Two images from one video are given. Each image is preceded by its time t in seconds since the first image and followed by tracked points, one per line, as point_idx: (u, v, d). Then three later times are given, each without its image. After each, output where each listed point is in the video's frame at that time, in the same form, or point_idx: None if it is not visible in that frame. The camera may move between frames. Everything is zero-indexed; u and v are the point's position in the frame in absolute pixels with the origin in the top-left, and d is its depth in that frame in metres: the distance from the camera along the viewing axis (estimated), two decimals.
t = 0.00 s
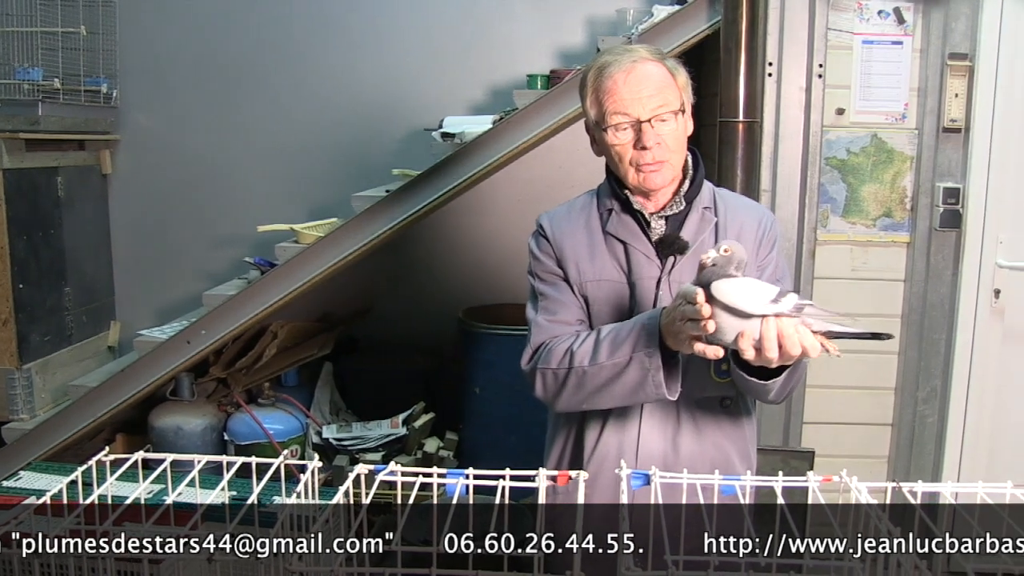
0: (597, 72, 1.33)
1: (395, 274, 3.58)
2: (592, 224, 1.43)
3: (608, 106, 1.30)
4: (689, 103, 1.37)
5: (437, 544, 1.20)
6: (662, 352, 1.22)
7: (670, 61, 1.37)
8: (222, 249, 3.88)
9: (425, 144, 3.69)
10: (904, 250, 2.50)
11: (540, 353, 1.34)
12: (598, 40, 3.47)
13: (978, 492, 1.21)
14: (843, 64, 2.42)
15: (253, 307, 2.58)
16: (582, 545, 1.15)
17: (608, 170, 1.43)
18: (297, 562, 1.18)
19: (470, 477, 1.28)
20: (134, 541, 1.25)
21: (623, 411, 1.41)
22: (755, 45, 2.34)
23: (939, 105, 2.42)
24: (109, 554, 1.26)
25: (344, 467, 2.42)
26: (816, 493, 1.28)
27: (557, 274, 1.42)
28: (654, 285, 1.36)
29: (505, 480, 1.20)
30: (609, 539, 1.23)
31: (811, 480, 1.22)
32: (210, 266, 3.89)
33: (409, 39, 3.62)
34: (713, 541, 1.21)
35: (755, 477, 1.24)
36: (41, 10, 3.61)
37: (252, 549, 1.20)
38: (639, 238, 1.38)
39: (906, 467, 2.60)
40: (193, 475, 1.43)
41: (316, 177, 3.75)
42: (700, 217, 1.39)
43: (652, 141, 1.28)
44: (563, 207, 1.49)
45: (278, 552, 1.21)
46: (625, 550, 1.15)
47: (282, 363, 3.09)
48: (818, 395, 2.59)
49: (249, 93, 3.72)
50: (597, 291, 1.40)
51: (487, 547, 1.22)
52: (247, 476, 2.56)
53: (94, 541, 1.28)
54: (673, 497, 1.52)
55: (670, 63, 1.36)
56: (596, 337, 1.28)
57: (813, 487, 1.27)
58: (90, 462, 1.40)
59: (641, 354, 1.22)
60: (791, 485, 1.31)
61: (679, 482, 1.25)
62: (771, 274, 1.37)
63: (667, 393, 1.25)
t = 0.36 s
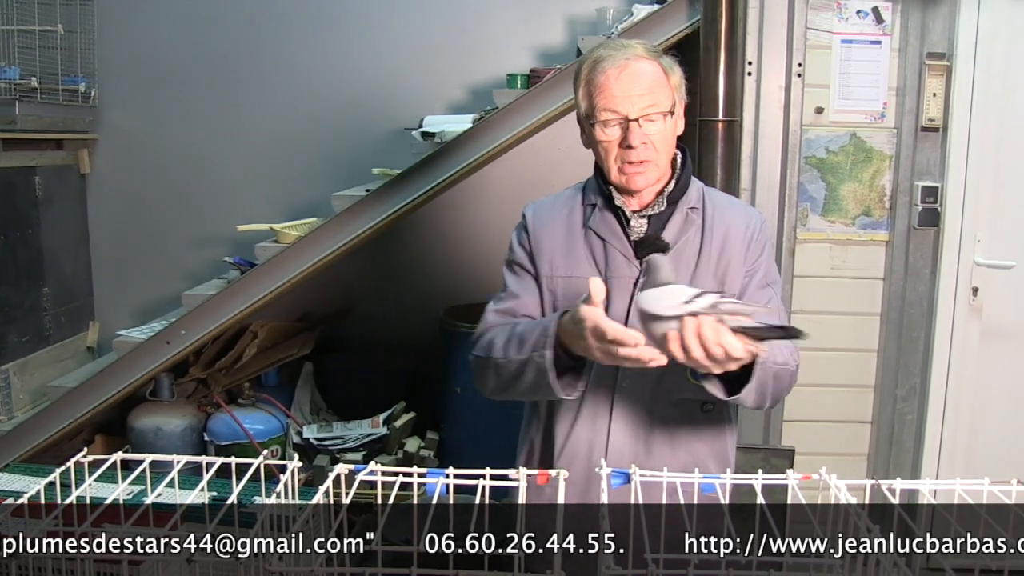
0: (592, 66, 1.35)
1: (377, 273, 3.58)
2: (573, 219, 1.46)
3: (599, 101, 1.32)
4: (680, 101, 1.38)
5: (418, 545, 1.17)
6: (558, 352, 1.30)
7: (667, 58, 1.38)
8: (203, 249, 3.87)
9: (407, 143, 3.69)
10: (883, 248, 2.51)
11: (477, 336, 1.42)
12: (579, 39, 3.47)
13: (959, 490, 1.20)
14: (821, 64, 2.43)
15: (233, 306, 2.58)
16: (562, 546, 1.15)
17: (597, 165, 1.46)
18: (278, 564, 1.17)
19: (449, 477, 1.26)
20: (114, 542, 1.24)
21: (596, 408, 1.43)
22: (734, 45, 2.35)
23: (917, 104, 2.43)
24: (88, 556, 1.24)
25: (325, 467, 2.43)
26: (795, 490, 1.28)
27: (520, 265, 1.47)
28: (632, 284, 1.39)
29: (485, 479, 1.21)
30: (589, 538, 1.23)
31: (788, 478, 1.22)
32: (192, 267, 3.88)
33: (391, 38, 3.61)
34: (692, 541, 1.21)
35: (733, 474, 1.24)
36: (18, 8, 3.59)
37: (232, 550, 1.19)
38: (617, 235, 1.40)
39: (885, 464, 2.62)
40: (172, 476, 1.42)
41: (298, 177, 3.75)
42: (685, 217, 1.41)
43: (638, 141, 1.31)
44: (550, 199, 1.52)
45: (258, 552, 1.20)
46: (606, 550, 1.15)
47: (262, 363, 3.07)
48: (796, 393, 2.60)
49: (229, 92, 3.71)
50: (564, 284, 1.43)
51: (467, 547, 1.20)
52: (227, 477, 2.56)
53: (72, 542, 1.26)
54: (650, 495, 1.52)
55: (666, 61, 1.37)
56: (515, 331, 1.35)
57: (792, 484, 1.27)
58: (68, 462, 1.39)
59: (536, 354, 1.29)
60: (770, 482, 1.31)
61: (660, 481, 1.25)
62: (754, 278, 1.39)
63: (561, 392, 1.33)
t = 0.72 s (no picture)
0: (572, 55, 1.39)
1: (365, 274, 3.57)
2: (537, 217, 1.50)
3: (576, 88, 1.36)
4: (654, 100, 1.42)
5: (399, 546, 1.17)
6: (512, 369, 1.34)
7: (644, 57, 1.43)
8: (189, 250, 3.86)
9: (394, 143, 3.69)
10: (868, 247, 2.52)
11: (421, 325, 1.49)
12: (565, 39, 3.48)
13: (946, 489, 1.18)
14: (806, 63, 2.44)
15: (219, 306, 2.58)
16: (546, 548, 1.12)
17: (566, 164, 1.51)
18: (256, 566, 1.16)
19: (437, 477, 1.25)
20: (96, 542, 1.24)
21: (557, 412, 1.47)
22: (719, 45, 2.35)
23: (902, 104, 2.44)
24: (70, 555, 1.24)
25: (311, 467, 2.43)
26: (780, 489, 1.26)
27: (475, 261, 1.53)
28: (597, 285, 1.43)
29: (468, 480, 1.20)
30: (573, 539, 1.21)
31: (773, 477, 1.20)
32: (179, 267, 3.88)
33: (378, 37, 3.61)
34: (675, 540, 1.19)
35: (719, 473, 1.22)
36: (3, 8, 3.58)
37: (213, 550, 1.19)
38: (582, 236, 1.44)
39: (871, 462, 2.63)
40: (157, 476, 1.41)
41: (285, 177, 3.75)
42: (651, 218, 1.45)
43: (611, 130, 1.35)
44: (517, 194, 1.56)
45: (241, 552, 1.19)
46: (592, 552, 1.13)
47: (248, 364, 3.16)
48: (781, 392, 2.61)
49: (215, 92, 3.71)
50: (525, 283, 1.46)
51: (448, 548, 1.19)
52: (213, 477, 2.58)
53: (54, 541, 1.26)
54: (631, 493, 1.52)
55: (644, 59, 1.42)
56: (464, 334, 1.41)
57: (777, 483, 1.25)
58: (54, 465, 1.36)
59: (493, 369, 1.34)
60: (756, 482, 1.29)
61: (645, 479, 1.23)
62: (717, 280, 1.44)
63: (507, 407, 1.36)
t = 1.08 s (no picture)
0: (515, 76, 1.30)
1: (362, 273, 3.57)
2: (478, 222, 1.48)
3: (516, 120, 1.30)
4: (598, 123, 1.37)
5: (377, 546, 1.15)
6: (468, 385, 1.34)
7: (594, 72, 1.34)
8: (185, 250, 3.86)
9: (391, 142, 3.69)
10: (864, 245, 2.52)
11: (383, 348, 1.49)
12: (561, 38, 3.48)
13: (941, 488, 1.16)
14: (802, 63, 2.44)
15: (217, 305, 2.58)
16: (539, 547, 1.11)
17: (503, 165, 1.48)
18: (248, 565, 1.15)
19: (434, 474, 1.24)
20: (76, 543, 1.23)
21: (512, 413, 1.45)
22: (715, 44, 2.36)
23: (897, 103, 2.44)
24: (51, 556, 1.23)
25: (308, 466, 2.44)
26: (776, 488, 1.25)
27: (421, 272, 1.51)
28: (541, 283, 1.43)
29: (466, 480, 1.20)
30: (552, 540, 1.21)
31: (769, 476, 1.18)
32: (175, 267, 3.88)
33: (374, 36, 3.61)
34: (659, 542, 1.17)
35: (716, 473, 1.20)
36: None
37: (193, 549, 1.17)
38: (523, 235, 1.44)
39: (867, 461, 2.63)
40: (152, 475, 1.40)
41: (282, 177, 3.75)
42: (590, 213, 1.45)
43: (547, 169, 1.32)
44: (456, 197, 1.54)
45: (221, 553, 1.18)
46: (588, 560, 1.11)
47: (245, 364, 3.15)
48: (777, 391, 2.61)
49: (211, 92, 3.70)
50: (471, 286, 1.45)
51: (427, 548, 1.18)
52: (209, 476, 2.58)
53: (36, 541, 1.25)
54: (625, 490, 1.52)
55: (592, 77, 1.34)
56: (421, 354, 1.41)
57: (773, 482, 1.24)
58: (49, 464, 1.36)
59: (450, 391, 1.34)
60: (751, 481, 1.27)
61: (641, 478, 1.21)
62: (656, 268, 1.46)
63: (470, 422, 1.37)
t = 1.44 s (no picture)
0: (478, 76, 1.32)
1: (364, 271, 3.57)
2: (438, 229, 1.48)
3: (487, 117, 1.31)
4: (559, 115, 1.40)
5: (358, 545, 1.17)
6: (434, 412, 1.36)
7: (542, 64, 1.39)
8: (188, 248, 3.87)
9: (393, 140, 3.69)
10: (868, 244, 2.52)
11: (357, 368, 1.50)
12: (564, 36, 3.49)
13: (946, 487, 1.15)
14: (806, 61, 2.44)
15: (221, 304, 2.58)
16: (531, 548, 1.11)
17: (460, 168, 1.49)
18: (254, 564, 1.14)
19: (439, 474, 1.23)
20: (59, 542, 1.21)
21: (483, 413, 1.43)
22: (720, 42, 2.37)
23: (902, 101, 2.44)
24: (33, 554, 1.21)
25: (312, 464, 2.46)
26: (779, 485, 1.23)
27: (383, 284, 1.50)
28: (506, 284, 1.43)
29: (472, 479, 1.18)
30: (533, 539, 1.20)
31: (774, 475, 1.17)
32: (178, 265, 3.88)
33: (377, 35, 3.61)
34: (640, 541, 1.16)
35: (721, 472, 1.18)
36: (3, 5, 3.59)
37: (174, 549, 1.18)
38: (485, 238, 1.44)
39: (870, 460, 2.64)
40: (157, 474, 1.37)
41: (285, 176, 3.76)
42: (550, 212, 1.46)
43: (527, 161, 1.33)
44: (414, 203, 1.54)
45: (201, 552, 1.19)
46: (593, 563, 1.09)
47: (249, 362, 3.16)
48: (781, 390, 2.61)
49: (215, 90, 3.70)
50: (436, 292, 1.45)
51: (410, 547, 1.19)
52: (213, 475, 2.58)
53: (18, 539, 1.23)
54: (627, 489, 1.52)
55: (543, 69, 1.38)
56: (390, 381, 1.42)
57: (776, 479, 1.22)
58: (53, 462, 1.36)
59: (419, 418, 1.35)
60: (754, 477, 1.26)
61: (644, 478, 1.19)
62: (621, 261, 1.48)
63: (439, 442, 1.39)
